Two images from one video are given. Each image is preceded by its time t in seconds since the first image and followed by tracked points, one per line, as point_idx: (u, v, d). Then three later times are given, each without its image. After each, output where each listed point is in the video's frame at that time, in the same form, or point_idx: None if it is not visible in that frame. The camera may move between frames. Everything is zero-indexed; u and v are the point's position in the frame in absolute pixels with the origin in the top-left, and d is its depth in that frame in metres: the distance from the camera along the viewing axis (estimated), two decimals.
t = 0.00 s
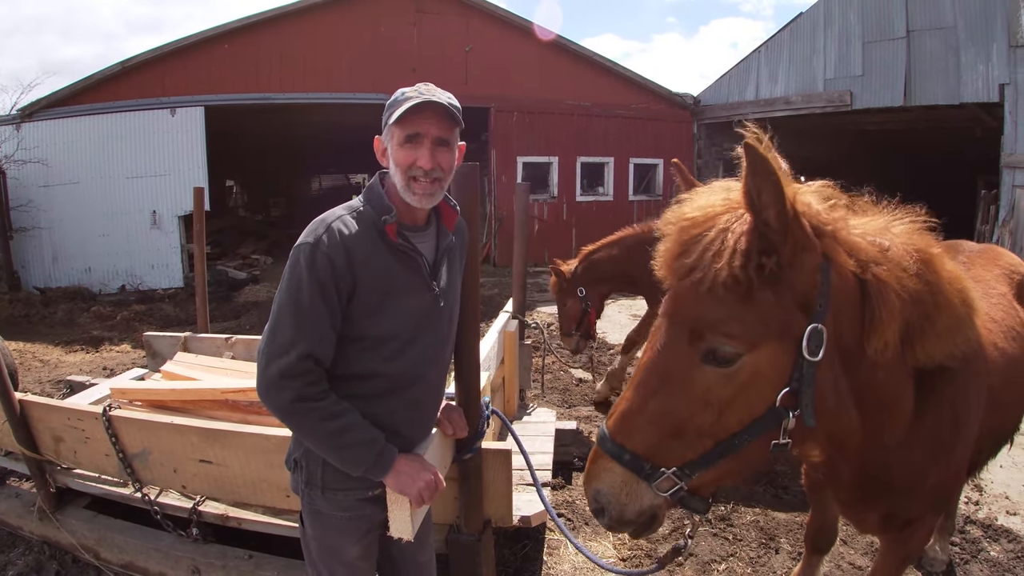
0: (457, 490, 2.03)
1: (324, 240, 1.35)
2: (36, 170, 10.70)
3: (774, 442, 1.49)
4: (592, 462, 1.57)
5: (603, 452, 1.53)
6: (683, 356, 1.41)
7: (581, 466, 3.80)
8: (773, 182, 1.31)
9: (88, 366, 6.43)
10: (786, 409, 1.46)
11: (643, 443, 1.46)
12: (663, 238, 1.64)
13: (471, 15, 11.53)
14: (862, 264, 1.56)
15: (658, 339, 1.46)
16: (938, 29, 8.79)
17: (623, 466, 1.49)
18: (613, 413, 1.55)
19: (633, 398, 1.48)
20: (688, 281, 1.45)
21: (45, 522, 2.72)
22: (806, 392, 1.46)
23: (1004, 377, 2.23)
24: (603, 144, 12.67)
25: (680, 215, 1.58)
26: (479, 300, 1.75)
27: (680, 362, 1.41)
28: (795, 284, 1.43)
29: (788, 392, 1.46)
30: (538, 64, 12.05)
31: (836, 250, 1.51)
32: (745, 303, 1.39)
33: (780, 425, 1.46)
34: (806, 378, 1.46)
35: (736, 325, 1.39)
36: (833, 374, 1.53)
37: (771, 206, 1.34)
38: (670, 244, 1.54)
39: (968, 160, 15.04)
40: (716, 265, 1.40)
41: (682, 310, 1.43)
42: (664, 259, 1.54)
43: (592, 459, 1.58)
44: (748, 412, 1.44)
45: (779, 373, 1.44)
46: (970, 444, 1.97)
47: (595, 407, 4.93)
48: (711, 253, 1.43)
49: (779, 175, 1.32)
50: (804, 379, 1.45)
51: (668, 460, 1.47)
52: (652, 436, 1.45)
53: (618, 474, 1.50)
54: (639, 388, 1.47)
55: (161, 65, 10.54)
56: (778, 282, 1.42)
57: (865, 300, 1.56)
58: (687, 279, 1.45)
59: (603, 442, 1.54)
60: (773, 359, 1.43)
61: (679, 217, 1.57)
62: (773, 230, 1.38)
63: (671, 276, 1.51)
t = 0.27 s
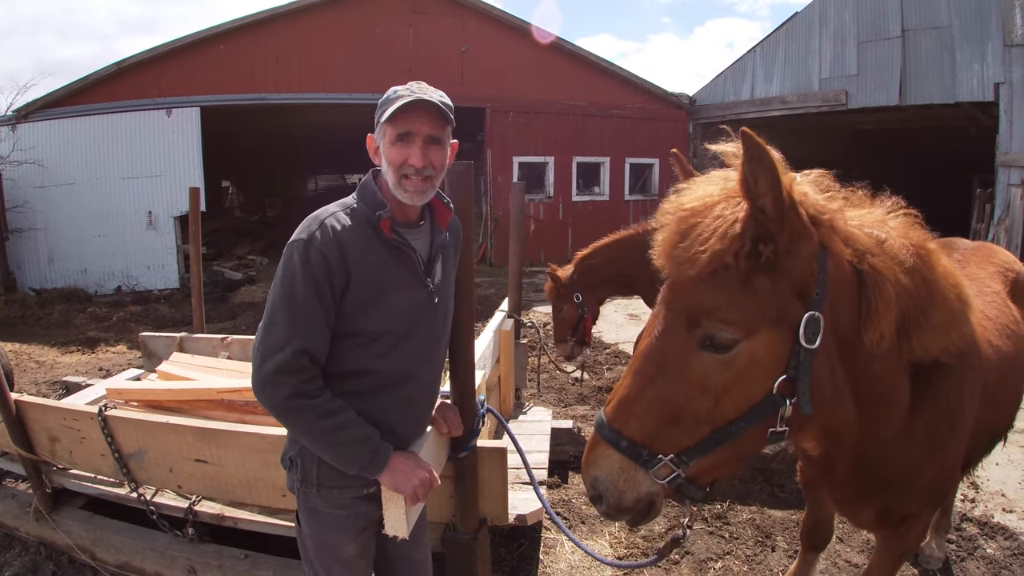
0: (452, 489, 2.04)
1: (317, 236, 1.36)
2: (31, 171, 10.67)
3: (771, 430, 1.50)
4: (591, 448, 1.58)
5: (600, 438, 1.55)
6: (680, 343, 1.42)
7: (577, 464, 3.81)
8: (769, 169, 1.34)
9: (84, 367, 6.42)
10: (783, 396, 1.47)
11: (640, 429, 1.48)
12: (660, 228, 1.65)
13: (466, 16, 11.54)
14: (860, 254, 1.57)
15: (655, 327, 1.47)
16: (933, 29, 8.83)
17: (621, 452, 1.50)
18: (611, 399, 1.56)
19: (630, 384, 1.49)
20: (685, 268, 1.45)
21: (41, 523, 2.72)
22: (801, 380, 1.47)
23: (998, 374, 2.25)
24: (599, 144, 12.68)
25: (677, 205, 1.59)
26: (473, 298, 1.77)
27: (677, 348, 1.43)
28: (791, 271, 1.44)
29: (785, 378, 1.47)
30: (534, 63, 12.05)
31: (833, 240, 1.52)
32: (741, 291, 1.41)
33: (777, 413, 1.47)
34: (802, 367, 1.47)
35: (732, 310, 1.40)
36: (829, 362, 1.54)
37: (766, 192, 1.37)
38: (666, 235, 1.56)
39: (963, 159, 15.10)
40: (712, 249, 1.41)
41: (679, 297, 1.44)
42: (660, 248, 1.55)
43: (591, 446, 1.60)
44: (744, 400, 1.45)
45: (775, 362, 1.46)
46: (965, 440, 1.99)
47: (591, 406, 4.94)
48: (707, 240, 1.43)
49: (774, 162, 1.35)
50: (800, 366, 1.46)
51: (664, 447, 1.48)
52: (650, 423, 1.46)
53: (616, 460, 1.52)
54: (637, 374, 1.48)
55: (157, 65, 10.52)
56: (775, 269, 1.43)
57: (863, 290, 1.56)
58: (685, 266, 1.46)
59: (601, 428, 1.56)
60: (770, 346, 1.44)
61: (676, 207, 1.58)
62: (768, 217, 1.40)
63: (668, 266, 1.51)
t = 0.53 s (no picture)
0: (448, 486, 2.04)
1: (313, 234, 1.36)
2: (27, 169, 10.64)
3: (770, 423, 1.51)
4: (590, 442, 1.58)
5: (599, 432, 1.55)
6: (678, 337, 1.42)
7: (574, 461, 3.81)
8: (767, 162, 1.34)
9: (80, 364, 6.40)
10: (782, 389, 1.47)
11: (639, 423, 1.48)
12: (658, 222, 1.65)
13: (463, 13, 11.51)
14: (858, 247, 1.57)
15: (654, 321, 1.47)
16: (930, 26, 8.84)
17: (620, 447, 1.50)
18: (611, 394, 1.56)
19: (630, 378, 1.49)
20: (684, 262, 1.46)
21: (38, 521, 2.72)
22: (800, 372, 1.47)
23: (994, 372, 2.26)
24: (597, 141, 12.67)
25: (675, 199, 1.58)
26: (467, 295, 1.77)
27: (675, 342, 1.43)
28: (789, 264, 1.45)
29: (784, 370, 1.48)
30: (532, 61, 12.03)
31: (831, 233, 1.53)
32: (739, 284, 1.41)
33: (776, 406, 1.48)
34: (800, 360, 1.48)
35: (731, 304, 1.40)
36: (828, 355, 1.55)
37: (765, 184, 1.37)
38: (664, 230, 1.56)
39: (959, 157, 15.14)
40: (712, 243, 1.42)
41: (678, 290, 1.44)
42: (658, 241, 1.55)
43: (590, 440, 1.60)
44: (742, 393, 1.45)
45: (772, 355, 1.46)
46: (961, 436, 2.00)
47: (588, 403, 4.95)
48: (705, 233, 1.44)
49: (772, 155, 1.35)
50: (798, 359, 1.47)
51: (664, 441, 1.48)
52: (648, 417, 1.46)
53: (615, 454, 1.52)
54: (636, 368, 1.48)
55: (153, 62, 10.47)
56: (772, 262, 1.44)
57: (860, 283, 1.57)
58: (684, 259, 1.46)
59: (600, 422, 1.56)
60: (768, 338, 1.44)
61: (674, 201, 1.58)
62: (766, 211, 1.40)
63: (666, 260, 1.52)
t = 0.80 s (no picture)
0: (445, 484, 2.04)
1: (305, 235, 1.37)
2: (24, 169, 10.62)
3: (763, 420, 1.51)
4: (586, 441, 1.59)
5: (595, 431, 1.56)
6: (670, 333, 1.44)
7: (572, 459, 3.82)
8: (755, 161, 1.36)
9: (79, 364, 6.40)
10: (774, 384, 1.48)
11: (633, 421, 1.49)
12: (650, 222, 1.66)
13: (460, 11, 11.50)
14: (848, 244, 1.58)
15: (646, 319, 1.49)
16: (927, 23, 8.85)
17: (615, 444, 1.51)
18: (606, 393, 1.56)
19: (623, 376, 1.51)
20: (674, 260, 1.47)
21: (37, 521, 2.72)
22: (792, 367, 1.48)
23: (991, 368, 2.27)
24: (595, 139, 12.66)
25: (666, 199, 1.59)
26: (464, 294, 1.77)
27: (666, 339, 1.44)
28: (778, 261, 1.46)
29: (776, 367, 1.48)
30: (529, 59, 12.02)
31: (819, 230, 1.54)
32: (728, 281, 1.42)
33: (769, 401, 1.48)
34: (792, 355, 1.48)
35: (721, 300, 1.41)
36: (820, 351, 1.55)
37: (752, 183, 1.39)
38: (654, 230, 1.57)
39: (956, 153, 15.16)
40: (698, 239, 1.43)
41: (669, 288, 1.46)
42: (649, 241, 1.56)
43: (586, 438, 1.61)
44: (733, 387, 1.46)
45: (764, 350, 1.47)
46: (958, 433, 2.01)
47: (586, 401, 4.96)
48: (695, 232, 1.44)
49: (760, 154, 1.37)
50: (790, 355, 1.48)
51: (658, 438, 1.49)
52: (642, 414, 1.48)
53: (611, 452, 1.53)
54: (629, 366, 1.50)
55: (150, 62, 10.44)
56: (762, 259, 1.45)
57: (852, 280, 1.56)
58: (674, 258, 1.47)
59: (595, 420, 1.57)
60: (760, 335, 1.45)
61: (665, 201, 1.59)
62: (753, 208, 1.42)
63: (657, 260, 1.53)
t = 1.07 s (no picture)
0: (448, 483, 2.04)
1: (312, 238, 1.35)
2: (25, 170, 10.62)
3: (765, 411, 1.50)
4: (590, 434, 1.58)
5: (598, 423, 1.55)
6: (673, 327, 1.43)
7: (575, 458, 3.81)
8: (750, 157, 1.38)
9: (81, 365, 6.40)
10: (775, 376, 1.48)
11: (636, 413, 1.47)
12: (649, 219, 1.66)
13: (461, 10, 11.49)
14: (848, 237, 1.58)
15: (647, 314, 1.48)
16: (928, 21, 8.84)
17: (619, 436, 1.50)
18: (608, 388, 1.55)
19: (627, 369, 1.49)
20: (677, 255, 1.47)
21: (39, 522, 2.72)
22: (792, 359, 1.48)
23: (993, 365, 2.26)
24: (596, 138, 12.64)
25: (666, 196, 1.59)
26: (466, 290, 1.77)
27: (670, 332, 1.43)
28: (777, 255, 1.46)
29: (776, 359, 1.48)
30: (530, 58, 12.01)
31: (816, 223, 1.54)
32: (730, 275, 1.42)
33: (771, 394, 1.48)
34: (793, 348, 1.48)
35: (723, 294, 1.41)
36: (820, 344, 1.55)
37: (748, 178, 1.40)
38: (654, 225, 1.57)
39: (958, 151, 15.14)
40: (697, 233, 1.43)
41: (673, 282, 1.45)
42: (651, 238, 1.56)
43: (589, 432, 1.60)
44: (735, 380, 1.46)
45: (766, 343, 1.46)
46: (961, 429, 2.00)
47: (588, 400, 4.96)
48: (694, 224, 1.45)
49: (757, 150, 1.38)
50: (790, 348, 1.47)
51: (662, 429, 1.48)
52: (645, 406, 1.47)
53: (615, 443, 1.51)
54: (632, 360, 1.49)
55: (151, 62, 10.49)
56: (761, 253, 1.45)
57: (850, 272, 1.56)
58: (676, 252, 1.47)
59: (598, 413, 1.56)
60: (760, 328, 1.44)
61: (666, 198, 1.59)
62: (752, 203, 1.43)
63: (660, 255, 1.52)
